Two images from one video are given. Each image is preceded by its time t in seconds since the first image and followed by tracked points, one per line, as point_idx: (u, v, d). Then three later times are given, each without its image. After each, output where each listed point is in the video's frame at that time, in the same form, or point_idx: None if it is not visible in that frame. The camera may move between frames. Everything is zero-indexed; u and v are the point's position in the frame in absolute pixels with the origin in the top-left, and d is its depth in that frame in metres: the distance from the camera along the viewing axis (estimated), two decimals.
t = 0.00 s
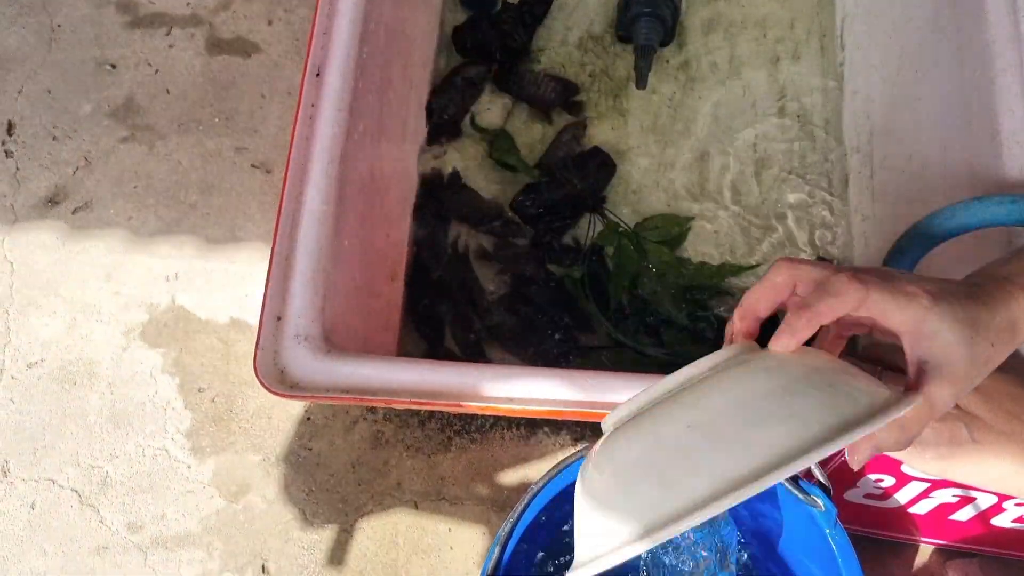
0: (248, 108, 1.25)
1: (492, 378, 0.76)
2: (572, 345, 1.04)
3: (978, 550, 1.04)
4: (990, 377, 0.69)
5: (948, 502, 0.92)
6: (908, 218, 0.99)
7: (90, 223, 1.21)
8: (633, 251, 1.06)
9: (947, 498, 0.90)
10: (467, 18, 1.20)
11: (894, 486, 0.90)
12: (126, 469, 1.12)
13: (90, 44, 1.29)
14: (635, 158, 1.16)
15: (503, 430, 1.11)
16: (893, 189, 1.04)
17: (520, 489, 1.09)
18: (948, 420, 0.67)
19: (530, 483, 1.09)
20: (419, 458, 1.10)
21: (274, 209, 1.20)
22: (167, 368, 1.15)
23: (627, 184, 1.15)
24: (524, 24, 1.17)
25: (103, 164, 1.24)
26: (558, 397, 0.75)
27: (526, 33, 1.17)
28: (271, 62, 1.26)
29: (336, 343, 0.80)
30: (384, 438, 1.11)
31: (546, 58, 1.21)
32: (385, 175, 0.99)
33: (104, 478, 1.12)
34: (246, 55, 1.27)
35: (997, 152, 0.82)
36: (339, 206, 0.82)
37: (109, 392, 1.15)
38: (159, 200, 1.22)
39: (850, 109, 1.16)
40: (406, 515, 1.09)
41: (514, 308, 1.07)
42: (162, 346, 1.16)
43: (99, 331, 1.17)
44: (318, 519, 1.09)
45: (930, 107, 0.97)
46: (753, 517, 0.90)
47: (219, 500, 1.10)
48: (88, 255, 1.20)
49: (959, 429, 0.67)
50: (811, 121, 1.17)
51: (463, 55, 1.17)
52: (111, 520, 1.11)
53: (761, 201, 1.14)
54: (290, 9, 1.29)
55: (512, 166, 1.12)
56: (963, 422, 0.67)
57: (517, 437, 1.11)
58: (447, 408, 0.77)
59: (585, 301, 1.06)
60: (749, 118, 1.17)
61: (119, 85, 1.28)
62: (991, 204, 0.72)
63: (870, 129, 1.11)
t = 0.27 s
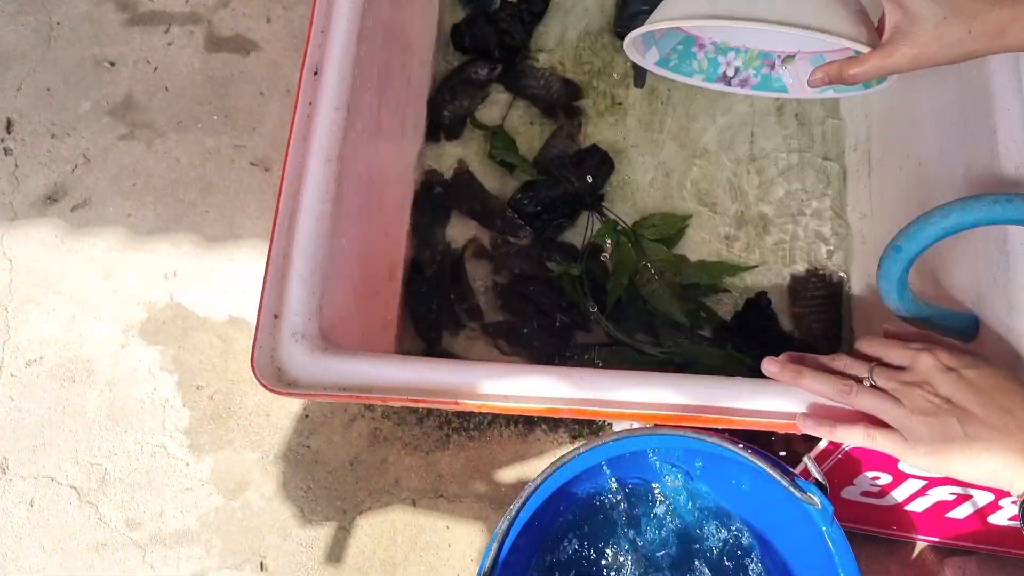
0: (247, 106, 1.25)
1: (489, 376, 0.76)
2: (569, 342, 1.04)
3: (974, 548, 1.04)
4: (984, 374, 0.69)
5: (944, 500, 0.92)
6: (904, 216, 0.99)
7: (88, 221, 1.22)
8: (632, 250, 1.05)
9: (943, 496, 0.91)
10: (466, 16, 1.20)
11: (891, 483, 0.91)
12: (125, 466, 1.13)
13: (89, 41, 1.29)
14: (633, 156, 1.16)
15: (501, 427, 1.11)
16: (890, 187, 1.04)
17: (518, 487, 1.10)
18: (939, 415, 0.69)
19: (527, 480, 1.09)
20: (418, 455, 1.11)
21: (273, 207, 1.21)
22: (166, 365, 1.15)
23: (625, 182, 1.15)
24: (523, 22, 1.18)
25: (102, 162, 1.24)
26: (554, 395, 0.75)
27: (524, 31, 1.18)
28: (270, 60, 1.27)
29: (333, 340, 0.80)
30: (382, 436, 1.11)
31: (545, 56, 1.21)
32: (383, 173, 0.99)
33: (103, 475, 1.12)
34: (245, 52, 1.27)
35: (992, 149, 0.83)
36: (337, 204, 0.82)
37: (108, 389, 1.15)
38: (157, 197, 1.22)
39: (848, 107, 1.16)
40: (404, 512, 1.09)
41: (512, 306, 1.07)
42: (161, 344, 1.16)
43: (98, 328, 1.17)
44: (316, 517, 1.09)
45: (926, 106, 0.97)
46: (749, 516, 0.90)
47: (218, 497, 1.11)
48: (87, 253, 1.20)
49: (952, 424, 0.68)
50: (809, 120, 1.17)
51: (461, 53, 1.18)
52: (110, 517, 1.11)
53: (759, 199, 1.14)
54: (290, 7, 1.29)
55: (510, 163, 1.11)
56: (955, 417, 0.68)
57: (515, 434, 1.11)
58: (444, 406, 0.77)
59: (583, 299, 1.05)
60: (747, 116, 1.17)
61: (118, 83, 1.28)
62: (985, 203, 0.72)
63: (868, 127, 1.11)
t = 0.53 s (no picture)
0: (250, 104, 1.26)
1: (489, 373, 0.77)
2: (569, 339, 1.05)
3: (971, 544, 1.05)
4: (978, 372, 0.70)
5: (941, 496, 0.93)
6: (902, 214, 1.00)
7: (91, 219, 1.22)
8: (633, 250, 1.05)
9: (940, 492, 0.91)
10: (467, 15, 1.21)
11: (889, 479, 0.92)
12: (128, 462, 1.13)
13: (92, 40, 1.30)
14: (633, 154, 1.17)
15: (502, 424, 1.12)
16: (888, 186, 1.05)
17: (519, 483, 1.11)
18: (935, 413, 0.70)
19: (528, 477, 1.10)
20: (419, 452, 1.11)
21: (275, 205, 1.21)
22: (169, 363, 1.16)
23: (625, 180, 1.15)
24: (523, 21, 1.20)
25: (104, 160, 1.25)
26: (555, 392, 0.76)
27: (525, 30, 1.20)
28: (272, 59, 1.27)
29: (336, 337, 0.81)
30: (384, 432, 1.12)
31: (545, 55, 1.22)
32: (385, 171, 1.00)
33: (107, 471, 1.13)
34: (247, 52, 1.28)
35: (990, 149, 0.83)
36: (339, 202, 0.83)
37: (110, 386, 1.16)
38: (160, 195, 1.23)
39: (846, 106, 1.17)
40: (405, 509, 1.09)
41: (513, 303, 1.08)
42: (164, 341, 1.17)
43: (101, 325, 1.18)
44: (318, 513, 1.10)
45: (925, 105, 0.98)
46: (748, 512, 0.90)
47: (220, 493, 1.11)
48: (90, 251, 1.21)
49: (946, 422, 0.69)
50: (808, 118, 1.18)
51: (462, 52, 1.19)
52: (113, 513, 1.12)
53: (758, 197, 1.15)
54: (291, 6, 1.29)
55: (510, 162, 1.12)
56: (950, 415, 0.69)
57: (515, 431, 1.12)
58: (445, 402, 0.78)
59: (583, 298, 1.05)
60: (746, 115, 1.18)
61: (120, 81, 1.28)
62: (981, 202, 0.73)
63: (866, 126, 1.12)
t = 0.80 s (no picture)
0: (250, 105, 1.27)
1: (487, 373, 0.78)
2: (566, 340, 1.06)
3: (965, 543, 1.06)
4: (967, 373, 0.71)
5: (934, 495, 0.94)
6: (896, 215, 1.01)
7: (92, 219, 1.23)
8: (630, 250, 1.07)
9: (933, 491, 0.93)
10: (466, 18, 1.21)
11: (882, 478, 0.93)
12: (129, 461, 1.14)
13: (93, 41, 1.31)
14: (630, 156, 1.18)
15: (499, 423, 1.13)
16: (883, 187, 1.06)
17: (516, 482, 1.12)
18: (924, 413, 0.71)
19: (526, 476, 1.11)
20: (417, 451, 1.12)
21: (275, 206, 1.22)
22: (169, 362, 1.17)
23: (622, 181, 1.16)
24: (523, 25, 1.20)
25: (105, 161, 1.26)
26: (551, 392, 0.77)
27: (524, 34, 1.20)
28: (273, 60, 1.28)
29: (335, 338, 0.82)
30: (383, 431, 1.13)
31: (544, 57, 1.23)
32: (384, 173, 1.01)
33: (108, 470, 1.14)
34: (247, 53, 1.29)
35: (982, 152, 0.84)
36: (338, 204, 0.83)
37: (111, 385, 1.17)
38: (161, 196, 1.24)
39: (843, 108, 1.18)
40: (404, 507, 1.11)
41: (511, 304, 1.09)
42: (165, 341, 1.17)
43: (102, 325, 1.19)
44: (317, 511, 1.11)
45: (918, 107, 0.99)
46: (743, 510, 0.91)
47: (220, 492, 1.12)
48: (91, 251, 1.22)
49: (935, 423, 0.71)
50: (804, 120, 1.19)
51: (462, 55, 1.20)
52: (115, 511, 1.13)
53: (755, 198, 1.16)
54: (291, 8, 1.30)
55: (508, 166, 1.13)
56: (939, 416, 0.71)
57: (513, 430, 1.13)
58: (442, 402, 0.79)
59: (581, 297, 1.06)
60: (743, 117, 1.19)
61: (121, 82, 1.29)
62: (972, 205, 0.74)
63: (862, 128, 1.13)
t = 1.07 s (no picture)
0: (249, 106, 1.27)
1: (482, 372, 0.79)
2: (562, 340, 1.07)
3: (959, 540, 1.07)
4: (957, 372, 0.72)
5: (927, 493, 0.95)
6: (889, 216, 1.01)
7: (92, 219, 1.24)
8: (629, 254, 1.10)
9: (926, 490, 0.93)
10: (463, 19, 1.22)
11: (875, 477, 0.93)
12: (128, 459, 1.15)
13: (93, 42, 1.32)
14: (626, 156, 1.18)
15: (496, 422, 1.13)
16: (877, 188, 1.07)
17: (513, 481, 1.12)
18: (915, 412, 0.71)
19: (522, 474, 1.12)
20: (415, 450, 1.13)
21: (274, 206, 1.23)
22: (169, 361, 1.18)
23: (618, 182, 1.17)
24: (519, 26, 1.20)
25: (105, 161, 1.27)
26: (545, 391, 0.78)
27: (522, 35, 1.21)
28: (271, 61, 1.29)
29: (332, 338, 0.83)
30: (380, 430, 1.14)
31: (541, 58, 1.23)
32: (381, 173, 1.01)
33: (107, 468, 1.15)
34: (246, 54, 1.29)
35: (973, 153, 0.85)
36: (335, 205, 0.84)
37: (111, 385, 1.17)
38: (160, 196, 1.24)
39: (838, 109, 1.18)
40: (401, 505, 1.11)
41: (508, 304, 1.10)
42: (164, 340, 1.18)
43: (102, 324, 1.19)
44: (315, 509, 1.12)
45: (911, 108, 0.99)
46: (737, 509, 0.92)
47: (219, 490, 1.13)
48: (91, 251, 1.22)
49: (925, 421, 0.71)
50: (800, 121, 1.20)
51: (460, 56, 1.21)
52: (114, 509, 1.13)
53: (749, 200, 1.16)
54: (290, 9, 1.31)
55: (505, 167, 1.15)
56: (929, 414, 0.71)
57: (510, 429, 1.13)
58: (438, 401, 0.80)
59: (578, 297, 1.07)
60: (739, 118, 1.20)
61: (121, 83, 1.30)
62: (963, 206, 0.75)
63: (857, 128, 1.14)
